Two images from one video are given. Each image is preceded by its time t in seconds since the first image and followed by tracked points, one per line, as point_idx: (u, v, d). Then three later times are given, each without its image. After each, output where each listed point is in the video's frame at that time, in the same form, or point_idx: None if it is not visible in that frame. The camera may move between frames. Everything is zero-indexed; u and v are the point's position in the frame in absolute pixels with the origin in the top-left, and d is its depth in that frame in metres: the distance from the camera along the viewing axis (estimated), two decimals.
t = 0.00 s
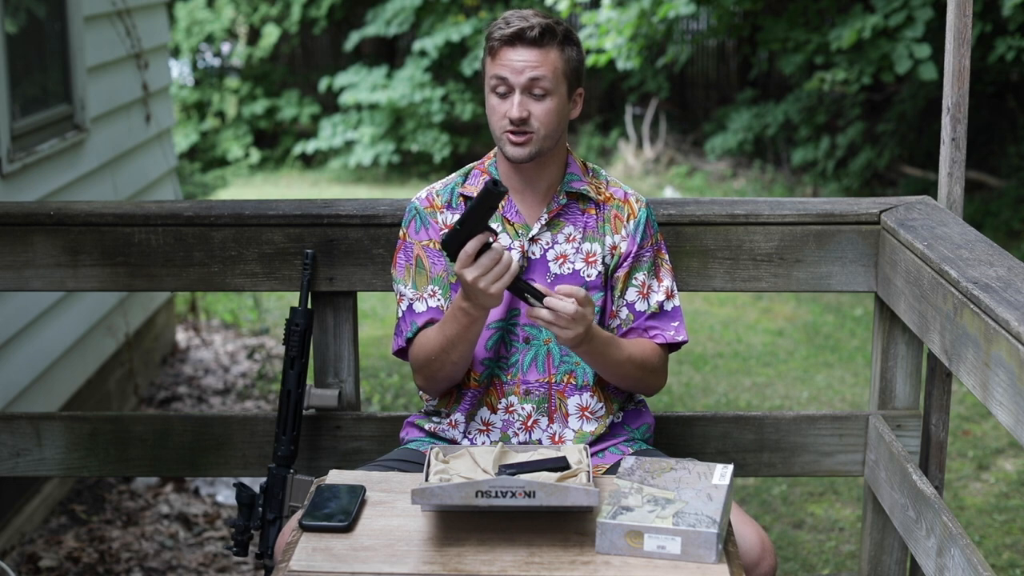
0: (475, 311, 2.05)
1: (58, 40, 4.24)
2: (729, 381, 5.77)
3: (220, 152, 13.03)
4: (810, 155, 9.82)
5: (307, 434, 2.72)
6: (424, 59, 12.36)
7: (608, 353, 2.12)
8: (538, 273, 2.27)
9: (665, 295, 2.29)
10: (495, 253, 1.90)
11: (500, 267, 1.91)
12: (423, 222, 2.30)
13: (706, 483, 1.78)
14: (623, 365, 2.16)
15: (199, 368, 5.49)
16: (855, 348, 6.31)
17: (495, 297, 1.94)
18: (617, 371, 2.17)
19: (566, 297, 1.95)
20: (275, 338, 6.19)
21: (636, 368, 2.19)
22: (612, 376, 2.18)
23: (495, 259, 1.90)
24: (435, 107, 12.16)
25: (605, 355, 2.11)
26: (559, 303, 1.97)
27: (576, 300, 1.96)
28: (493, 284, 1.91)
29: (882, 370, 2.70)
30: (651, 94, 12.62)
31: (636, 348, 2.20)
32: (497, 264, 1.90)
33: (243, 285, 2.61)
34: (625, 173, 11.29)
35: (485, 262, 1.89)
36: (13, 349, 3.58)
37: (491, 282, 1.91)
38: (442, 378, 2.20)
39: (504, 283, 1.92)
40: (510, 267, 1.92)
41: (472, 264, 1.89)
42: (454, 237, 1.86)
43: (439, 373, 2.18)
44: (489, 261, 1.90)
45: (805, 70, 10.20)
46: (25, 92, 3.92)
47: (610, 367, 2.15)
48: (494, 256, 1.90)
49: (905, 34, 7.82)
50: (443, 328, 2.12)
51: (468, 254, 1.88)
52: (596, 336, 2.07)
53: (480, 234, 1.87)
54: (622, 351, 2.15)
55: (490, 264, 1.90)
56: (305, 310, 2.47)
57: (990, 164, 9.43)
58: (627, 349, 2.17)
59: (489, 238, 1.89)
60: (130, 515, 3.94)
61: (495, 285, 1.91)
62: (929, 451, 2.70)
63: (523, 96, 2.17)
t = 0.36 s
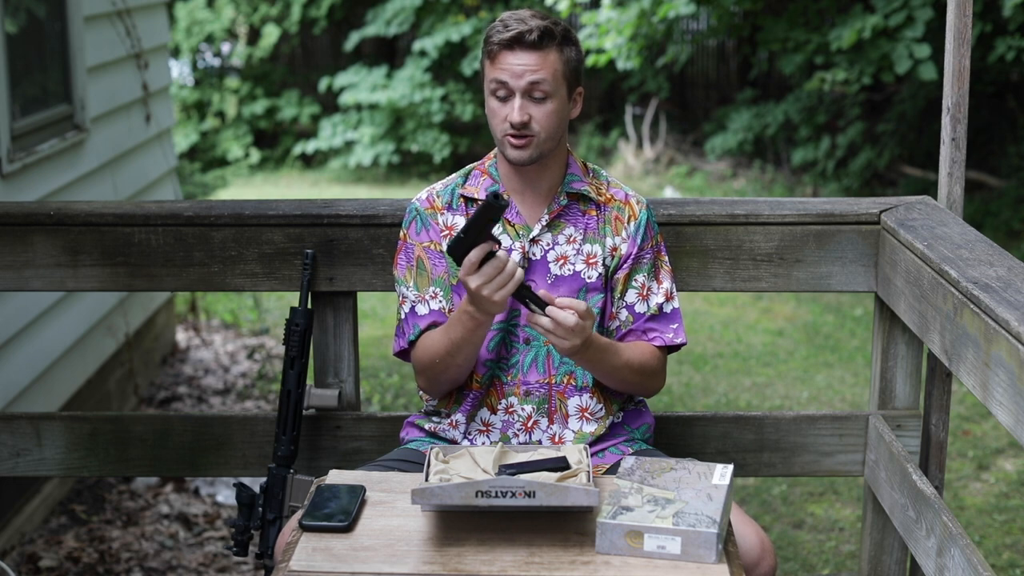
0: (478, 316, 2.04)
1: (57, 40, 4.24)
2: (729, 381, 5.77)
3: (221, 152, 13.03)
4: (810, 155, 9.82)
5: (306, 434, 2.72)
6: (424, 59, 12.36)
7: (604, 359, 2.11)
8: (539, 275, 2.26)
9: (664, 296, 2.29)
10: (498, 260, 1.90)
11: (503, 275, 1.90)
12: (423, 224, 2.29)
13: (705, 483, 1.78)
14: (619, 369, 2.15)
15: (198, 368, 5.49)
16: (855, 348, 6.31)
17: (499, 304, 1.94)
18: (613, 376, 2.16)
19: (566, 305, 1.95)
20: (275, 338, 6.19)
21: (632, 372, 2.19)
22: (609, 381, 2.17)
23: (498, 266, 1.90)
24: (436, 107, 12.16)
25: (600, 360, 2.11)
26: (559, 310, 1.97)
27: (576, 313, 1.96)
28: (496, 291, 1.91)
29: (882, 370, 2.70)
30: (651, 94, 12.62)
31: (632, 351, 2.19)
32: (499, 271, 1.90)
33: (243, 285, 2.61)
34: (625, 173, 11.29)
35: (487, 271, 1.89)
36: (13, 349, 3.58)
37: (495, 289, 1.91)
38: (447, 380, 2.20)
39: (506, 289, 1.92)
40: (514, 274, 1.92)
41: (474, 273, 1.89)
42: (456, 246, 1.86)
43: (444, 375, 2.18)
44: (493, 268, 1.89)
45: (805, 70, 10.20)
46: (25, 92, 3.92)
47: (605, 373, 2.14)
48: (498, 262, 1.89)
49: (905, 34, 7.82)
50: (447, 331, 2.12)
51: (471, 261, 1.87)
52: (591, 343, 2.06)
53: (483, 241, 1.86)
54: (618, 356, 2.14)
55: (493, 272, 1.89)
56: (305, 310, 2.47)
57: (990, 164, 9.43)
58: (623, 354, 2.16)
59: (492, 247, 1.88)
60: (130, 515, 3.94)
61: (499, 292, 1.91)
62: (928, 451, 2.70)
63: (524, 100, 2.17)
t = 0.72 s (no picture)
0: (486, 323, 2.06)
1: (57, 40, 4.24)
2: (729, 381, 5.77)
3: (221, 152, 13.03)
4: (810, 155, 9.82)
5: (307, 434, 2.72)
6: (424, 59, 12.36)
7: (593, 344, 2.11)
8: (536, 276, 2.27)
9: (656, 293, 2.26)
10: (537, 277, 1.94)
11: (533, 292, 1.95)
12: (421, 224, 2.29)
13: (706, 483, 1.78)
14: (608, 359, 2.15)
15: (199, 368, 5.49)
16: (855, 348, 6.31)
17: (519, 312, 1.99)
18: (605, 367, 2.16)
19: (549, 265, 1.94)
20: (275, 338, 6.19)
21: (627, 368, 2.18)
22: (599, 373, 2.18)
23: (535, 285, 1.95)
24: (435, 106, 12.16)
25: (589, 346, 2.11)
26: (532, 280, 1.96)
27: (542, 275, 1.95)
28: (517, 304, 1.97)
29: (882, 370, 2.70)
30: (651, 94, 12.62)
31: (627, 339, 2.19)
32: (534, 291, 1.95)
33: (243, 285, 2.61)
34: (625, 173, 11.29)
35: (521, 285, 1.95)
36: (13, 349, 3.58)
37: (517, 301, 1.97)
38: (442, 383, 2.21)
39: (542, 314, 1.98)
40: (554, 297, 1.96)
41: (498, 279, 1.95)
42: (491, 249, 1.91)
43: (441, 378, 2.19)
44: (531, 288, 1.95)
45: (805, 70, 10.20)
46: (25, 92, 3.92)
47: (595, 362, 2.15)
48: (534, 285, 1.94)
49: (905, 34, 7.82)
50: (449, 335, 2.14)
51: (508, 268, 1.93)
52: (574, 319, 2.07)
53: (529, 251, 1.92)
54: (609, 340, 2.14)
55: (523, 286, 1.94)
56: (305, 310, 2.47)
57: (990, 164, 9.43)
58: (616, 339, 2.16)
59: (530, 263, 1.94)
60: (130, 515, 3.94)
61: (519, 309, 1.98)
62: (929, 451, 2.70)
63: (528, 101, 2.17)
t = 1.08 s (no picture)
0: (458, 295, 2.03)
1: (57, 40, 4.24)
2: (729, 381, 5.77)
3: (221, 152, 13.03)
4: (810, 156, 9.82)
5: (307, 433, 2.72)
6: (424, 59, 12.36)
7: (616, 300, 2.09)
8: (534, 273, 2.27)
9: (665, 266, 2.23)
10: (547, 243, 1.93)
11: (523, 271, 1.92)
12: (419, 216, 2.28)
13: (706, 483, 1.78)
14: (633, 316, 2.12)
15: (198, 368, 5.49)
16: (855, 348, 6.31)
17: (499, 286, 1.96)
18: (628, 329, 2.13)
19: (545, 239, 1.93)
20: (275, 338, 6.20)
21: (650, 330, 2.14)
22: (622, 336, 2.14)
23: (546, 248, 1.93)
24: (436, 107, 12.16)
25: (612, 300, 2.08)
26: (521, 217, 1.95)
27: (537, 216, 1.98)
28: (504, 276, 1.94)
29: (882, 370, 2.70)
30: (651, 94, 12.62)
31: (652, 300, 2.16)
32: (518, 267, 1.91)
33: (243, 285, 2.61)
34: (625, 173, 11.29)
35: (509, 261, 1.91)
36: (13, 349, 3.58)
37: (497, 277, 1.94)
38: (415, 366, 2.19)
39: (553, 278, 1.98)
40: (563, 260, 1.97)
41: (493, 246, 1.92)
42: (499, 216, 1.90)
43: (414, 360, 2.17)
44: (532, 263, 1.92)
45: (805, 70, 10.20)
46: (25, 92, 3.92)
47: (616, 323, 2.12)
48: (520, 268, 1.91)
49: (905, 34, 7.82)
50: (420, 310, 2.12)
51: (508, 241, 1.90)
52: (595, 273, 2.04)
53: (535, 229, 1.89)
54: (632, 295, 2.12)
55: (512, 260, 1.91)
56: (305, 310, 2.47)
57: (990, 164, 9.43)
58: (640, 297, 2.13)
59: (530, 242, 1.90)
60: (130, 515, 3.94)
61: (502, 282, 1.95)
62: (929, 451, 2.70)
63: (524, 88, 2.17)
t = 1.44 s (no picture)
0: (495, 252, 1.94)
1: (58, 40, 4.24)
2: (729, 381, 5.77)
3: (221, 152, 13.03)
4: (810, 156, 9.83)
5: (307, 434, 2.72)
6: (424, 59, 12.36)
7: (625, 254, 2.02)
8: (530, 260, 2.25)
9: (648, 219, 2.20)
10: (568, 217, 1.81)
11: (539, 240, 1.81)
12: (433, 189, 2.26)
13: (706, 483, 1.78)
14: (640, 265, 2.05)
15: (199, 368, 5.49)
16: (855, 348, 6.31)
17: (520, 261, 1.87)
18: (635, 281, 2.08)
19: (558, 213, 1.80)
20: (275, 338, 6.20)
21: (652, 283, 2.10)
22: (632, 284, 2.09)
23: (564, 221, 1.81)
24: (435, 106, 12.16)
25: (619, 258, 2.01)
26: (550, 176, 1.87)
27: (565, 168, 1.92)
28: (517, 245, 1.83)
29: (882, 370, 2.70)
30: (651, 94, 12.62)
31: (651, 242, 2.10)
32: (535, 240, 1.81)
33: (243, 285, 2.61)
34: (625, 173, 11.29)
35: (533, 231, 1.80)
36: (13, 349, 3.58)
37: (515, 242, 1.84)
38: (434, 310, 2.07)
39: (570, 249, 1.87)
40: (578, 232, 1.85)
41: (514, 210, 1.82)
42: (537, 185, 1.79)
43: (434, 304, 2.06)
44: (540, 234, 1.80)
45: (805, 70, 10.20)
46: (25, 92, 3.92)
47: (626, 277, 2.07)
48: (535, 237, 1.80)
49: (905, 34, 7.82)
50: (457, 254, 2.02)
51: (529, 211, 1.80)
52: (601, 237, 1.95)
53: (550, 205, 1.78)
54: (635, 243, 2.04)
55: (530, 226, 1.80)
56: (305, 310, 2.47)
57: (990, 164, 9.43)
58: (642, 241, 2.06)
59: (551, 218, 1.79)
60: (130, 515, 3.94)
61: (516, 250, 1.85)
62: (929, 451, 2.70)
63: (508, 99, 2.17)
